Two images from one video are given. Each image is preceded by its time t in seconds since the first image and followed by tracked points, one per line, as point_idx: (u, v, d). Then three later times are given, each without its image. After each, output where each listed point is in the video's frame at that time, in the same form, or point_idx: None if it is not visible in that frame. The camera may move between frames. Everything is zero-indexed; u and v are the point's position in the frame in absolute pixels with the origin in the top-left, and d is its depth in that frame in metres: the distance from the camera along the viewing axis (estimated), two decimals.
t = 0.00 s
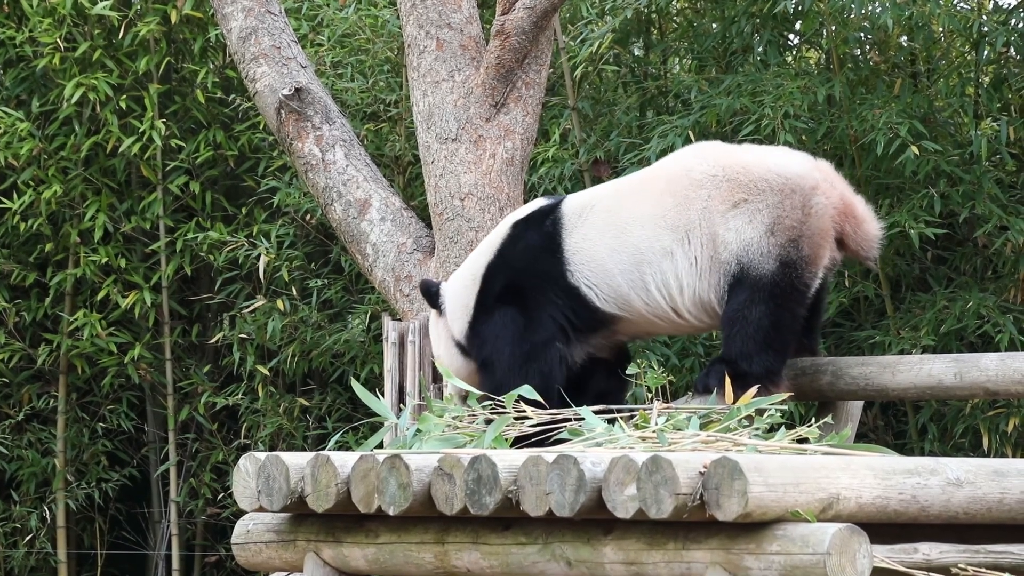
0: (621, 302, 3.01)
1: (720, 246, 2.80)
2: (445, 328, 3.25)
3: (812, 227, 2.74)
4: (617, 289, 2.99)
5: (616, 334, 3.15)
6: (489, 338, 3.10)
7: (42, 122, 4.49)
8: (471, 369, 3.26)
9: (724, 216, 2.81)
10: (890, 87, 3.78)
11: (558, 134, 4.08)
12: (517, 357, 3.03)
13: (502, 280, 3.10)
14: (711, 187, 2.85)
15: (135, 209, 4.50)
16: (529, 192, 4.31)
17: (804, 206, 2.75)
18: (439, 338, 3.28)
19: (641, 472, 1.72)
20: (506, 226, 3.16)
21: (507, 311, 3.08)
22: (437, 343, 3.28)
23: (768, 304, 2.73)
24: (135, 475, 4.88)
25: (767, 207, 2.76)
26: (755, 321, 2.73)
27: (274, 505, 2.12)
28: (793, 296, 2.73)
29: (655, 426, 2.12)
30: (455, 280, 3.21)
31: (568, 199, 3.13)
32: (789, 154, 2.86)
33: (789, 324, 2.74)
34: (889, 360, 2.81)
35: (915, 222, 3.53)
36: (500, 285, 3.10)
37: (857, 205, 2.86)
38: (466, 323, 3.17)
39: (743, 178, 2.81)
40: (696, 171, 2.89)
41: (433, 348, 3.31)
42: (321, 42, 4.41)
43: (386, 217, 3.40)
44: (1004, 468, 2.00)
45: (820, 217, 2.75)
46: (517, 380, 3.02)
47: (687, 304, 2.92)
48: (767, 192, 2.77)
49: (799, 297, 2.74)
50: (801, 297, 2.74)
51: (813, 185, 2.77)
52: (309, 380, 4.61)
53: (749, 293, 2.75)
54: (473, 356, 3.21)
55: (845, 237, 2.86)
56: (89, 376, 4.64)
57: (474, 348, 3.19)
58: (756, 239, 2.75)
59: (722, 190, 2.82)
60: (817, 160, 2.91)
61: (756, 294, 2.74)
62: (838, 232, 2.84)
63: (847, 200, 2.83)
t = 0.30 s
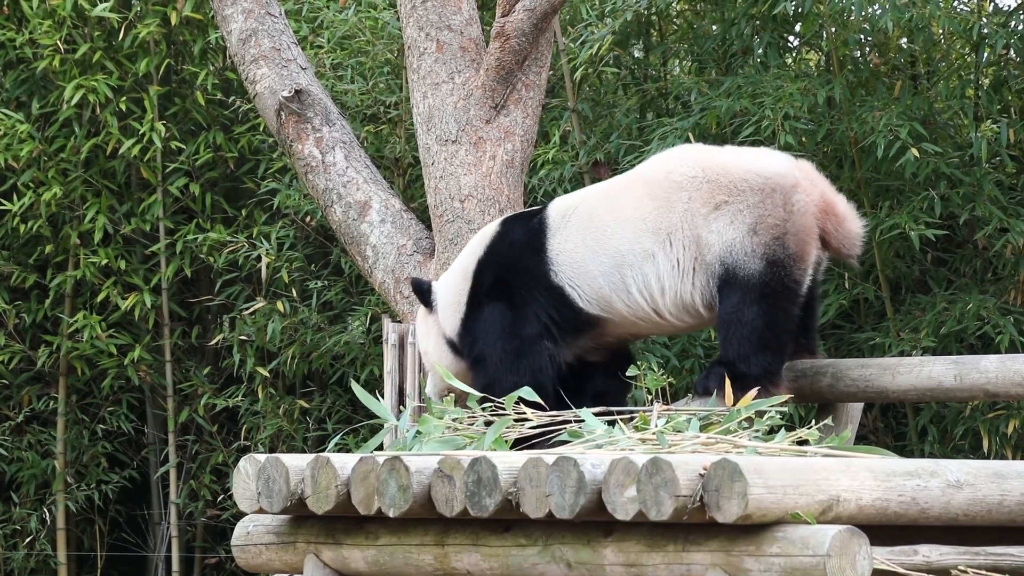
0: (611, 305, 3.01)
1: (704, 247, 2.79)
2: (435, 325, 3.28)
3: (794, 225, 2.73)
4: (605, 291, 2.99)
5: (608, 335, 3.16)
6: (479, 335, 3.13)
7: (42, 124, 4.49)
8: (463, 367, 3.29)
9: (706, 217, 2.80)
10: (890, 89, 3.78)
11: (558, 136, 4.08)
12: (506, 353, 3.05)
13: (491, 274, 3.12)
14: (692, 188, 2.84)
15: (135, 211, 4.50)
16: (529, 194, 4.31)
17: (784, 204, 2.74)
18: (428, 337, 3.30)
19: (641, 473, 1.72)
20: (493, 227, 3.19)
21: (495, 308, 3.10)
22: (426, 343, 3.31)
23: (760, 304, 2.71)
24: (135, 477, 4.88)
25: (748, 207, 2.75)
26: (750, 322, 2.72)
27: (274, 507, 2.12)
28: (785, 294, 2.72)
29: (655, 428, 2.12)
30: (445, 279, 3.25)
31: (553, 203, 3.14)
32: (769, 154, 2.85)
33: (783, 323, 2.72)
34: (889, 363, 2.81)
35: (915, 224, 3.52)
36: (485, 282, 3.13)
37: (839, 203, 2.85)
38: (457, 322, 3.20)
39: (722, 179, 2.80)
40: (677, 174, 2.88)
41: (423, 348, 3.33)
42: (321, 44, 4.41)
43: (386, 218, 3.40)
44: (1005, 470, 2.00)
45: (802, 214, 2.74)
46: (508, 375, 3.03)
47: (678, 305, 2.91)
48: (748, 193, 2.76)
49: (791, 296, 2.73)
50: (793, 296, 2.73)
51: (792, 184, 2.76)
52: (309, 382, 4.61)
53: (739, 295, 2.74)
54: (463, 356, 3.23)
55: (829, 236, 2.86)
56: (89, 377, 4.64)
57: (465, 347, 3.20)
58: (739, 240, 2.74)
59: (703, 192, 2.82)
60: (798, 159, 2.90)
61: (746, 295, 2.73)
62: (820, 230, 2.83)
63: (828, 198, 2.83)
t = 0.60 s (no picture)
0: (598, 309, 3.01)
1: (687, 250, 2.80)
2: (426, 337, 3.29)
3: (776, 225, 2.73)
4: (589, 294, 2.99)
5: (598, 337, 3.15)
6: (471, 336, 3.14)
7: (44, 126, 4.50)
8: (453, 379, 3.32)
9: (688, 220, 2.81)
10: (892, 91, 3.78)
11: (559, 138, 4.09)
12: (499, 354, 3.07)
13: (479, 275, 3.12)
14: (672, 192, 2.85)
15: (137, 213, 4.50)
16: (530, 196, 4.30)
17: (765, 205, 2.74)
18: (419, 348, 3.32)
19: (642, 476, 1.72)
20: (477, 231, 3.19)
21: (485, 308, 3.11)
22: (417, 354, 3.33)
23: (750, 304, 2.71)
24: (136, 479, 4.89)
25: (728, 208, 2.76)
26: (743, 323, 2.71)
27: (276, 509, 2.12)
28: (774, 293, 2.71)
29: (656, 430, 2.12)
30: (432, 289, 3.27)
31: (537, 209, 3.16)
32: (749, 157, 2.86)
33: (774, 322, 2.71)
34: (891, 365, 2.80)
35: (917, 226, 3.52)
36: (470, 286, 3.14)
37: (819, 204, 2.85)
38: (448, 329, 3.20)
39: (702, 182, 2.81)
40: (657, 179, 2.89)
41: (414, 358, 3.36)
42: (322, 46, 4.41)
43: (387, 221, 3.39)
44: (1007, 473, 1.99)
45: (784, 214, 2.74)
46: (502, 376, 3.05)
47: (665, 307, 2.91)
48: (728, 195, 2.77)
49: (781, 295, 2.72)
50: (783, 295, 2.72)
51: (771, 185, 2.76)
52: (310, 384, 4.60)
53: (726, 296, 2.74)
54: (456, 360, 3.24)
55: (812, 237, 2.86)
56: (91, 380, 4.64)
57: (457, 351, 3.21)
58: (721, 242, 2.75)
59: (683, 195, 2.83)
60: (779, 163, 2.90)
61: (734, 297, 2.72)
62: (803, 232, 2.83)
63: (808, 199, 2.83)
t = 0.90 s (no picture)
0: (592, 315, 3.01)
1: (666, 254, 2.82)
2: (419, 347, 3.31)
3: (748, 225, 2.73)
4: (579, 300, 3.00)
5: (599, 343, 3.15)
6: (473, 335, 3.15)
7: (47, 128, 4.51)
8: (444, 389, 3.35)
9: (664, 225, 2.83)
10: (894, 93, 3.79)
11: (562, 140, 4.09)
12: (501, 353, 3.07)
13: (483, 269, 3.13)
14: (647, 199, 2.88)
15: (139, 215, 4.51)
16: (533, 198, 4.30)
17: (736, 206, 2.76)
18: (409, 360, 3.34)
19: (645, 478, 1.71)
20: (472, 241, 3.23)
21: (485, 305, 3.12)
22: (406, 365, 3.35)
23: (734, 303, 2.71)
24: (139, 481, 4.89)
25: (700, 211, 2.77)
26: (731, 320, 2.71)
27: (279, 511, 2.12)
28: (757, 289, 2.70)
29: (659, 432, 2.12)
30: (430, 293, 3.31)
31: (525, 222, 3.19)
32: (721, 162, 2.88)
33: (761, 318, 2.70)
34: (894, 368, 2.78)
35: (919, 229, 3.52)
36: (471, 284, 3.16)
37: (792, 203, 2.85)
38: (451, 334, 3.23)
39: (673, 187, 2.84)
40: (632, 187, 2.92)
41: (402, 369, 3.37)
42: (325, 48, 4.41)
43: (390, 223, 3.39)
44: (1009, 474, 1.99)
45: (755, 214, 2.75)
46: (505, 374, 3.05)
47: (657, 313, 2.92)
48: (699, 199, 2.79)
49: (764, 292, 2.71)
50: (767, 290, 2.71)
51: (740, 187, 2.77)
52: (313, 386, 4.60)
53: (710, 299, 2.74)
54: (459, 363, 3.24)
55: (792, 238, 2.85)
56: (93, 382, 4.65)
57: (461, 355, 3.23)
58: (695, 245, 2.77)
59: (656, 202, 2.85)
60: (753, 166, 2.91)
61: (718, 298, 2.73)
62: (781, 232, 2.83)
63: (781, 199, 2.83)
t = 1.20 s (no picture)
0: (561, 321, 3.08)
1: (620, 259, 2.90)
2: (406, 371, 3.38)
3: (699, 234, 2.80)
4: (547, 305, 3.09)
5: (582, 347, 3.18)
6: (468, 340, 3.19)
7: (55, 130, 4.52)
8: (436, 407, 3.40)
9: (623, 231, 2.91)
10: (902, 95, 3.78)
11: (570, 142, 4.10)
12: (497, 355, 3.09)
13: (474, 270, 3.17)
14: (613, 206, 2.96)
15: (148, 217, 4.52)
16: (540, 200, 4.30)
17: (691, 215, 2.82)
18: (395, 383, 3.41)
19: (653, 480, 1.71)
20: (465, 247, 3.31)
21: (475, 309, 3.17)
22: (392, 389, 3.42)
23: (670, 309, 2.78)
24: (147, 482, 4.90)
25: (657, 219, 2.85)
26: (662, 321, 2.79)
27: (287, 513, 2.12)
28: (693, 298, 2.77)
29: (667, 434, 2.12)
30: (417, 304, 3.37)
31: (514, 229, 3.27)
32: (692, 173, 2.94)
33: (693, 325, 2.75)
34: (903, 370, 2.72)
35: (928, 231, 3.52)
36: (460, 287, 3.20)
37: (757, 214, 2.89)
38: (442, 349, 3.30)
39: (638, 196, 2.91)
40: (604, 194, 3.01)
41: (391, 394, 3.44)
42: (333, 50, 4.42)
43: (398, 224, 3.40)
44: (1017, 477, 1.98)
45: (709, 223, 2.81)
46: (503, 372, 3.06)
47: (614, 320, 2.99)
48: (659, 206, 2.86)
49: (702, 300, 2.76)
50: (706, 297, 2.77)
51: (700, 197, 2.84)
52: (321, 388, 4.60)
53: (650, 301, 2.83)
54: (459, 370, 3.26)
55: (753, 247, 2.88)
56: (102, 383, 4.66)
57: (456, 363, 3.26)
58: (646, 250, 2.84)
59: (620, 208, 2.94)
60: (723, 175, 2.96)
61: (658, 303, 2.81)
62: (739, 241, 2.87)
63: (743, 209, 2.87)
